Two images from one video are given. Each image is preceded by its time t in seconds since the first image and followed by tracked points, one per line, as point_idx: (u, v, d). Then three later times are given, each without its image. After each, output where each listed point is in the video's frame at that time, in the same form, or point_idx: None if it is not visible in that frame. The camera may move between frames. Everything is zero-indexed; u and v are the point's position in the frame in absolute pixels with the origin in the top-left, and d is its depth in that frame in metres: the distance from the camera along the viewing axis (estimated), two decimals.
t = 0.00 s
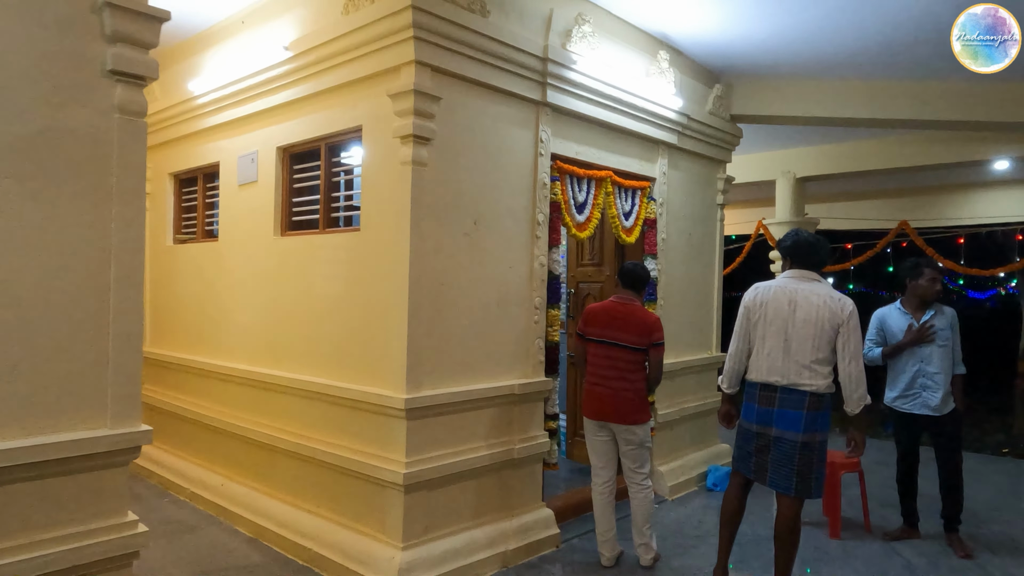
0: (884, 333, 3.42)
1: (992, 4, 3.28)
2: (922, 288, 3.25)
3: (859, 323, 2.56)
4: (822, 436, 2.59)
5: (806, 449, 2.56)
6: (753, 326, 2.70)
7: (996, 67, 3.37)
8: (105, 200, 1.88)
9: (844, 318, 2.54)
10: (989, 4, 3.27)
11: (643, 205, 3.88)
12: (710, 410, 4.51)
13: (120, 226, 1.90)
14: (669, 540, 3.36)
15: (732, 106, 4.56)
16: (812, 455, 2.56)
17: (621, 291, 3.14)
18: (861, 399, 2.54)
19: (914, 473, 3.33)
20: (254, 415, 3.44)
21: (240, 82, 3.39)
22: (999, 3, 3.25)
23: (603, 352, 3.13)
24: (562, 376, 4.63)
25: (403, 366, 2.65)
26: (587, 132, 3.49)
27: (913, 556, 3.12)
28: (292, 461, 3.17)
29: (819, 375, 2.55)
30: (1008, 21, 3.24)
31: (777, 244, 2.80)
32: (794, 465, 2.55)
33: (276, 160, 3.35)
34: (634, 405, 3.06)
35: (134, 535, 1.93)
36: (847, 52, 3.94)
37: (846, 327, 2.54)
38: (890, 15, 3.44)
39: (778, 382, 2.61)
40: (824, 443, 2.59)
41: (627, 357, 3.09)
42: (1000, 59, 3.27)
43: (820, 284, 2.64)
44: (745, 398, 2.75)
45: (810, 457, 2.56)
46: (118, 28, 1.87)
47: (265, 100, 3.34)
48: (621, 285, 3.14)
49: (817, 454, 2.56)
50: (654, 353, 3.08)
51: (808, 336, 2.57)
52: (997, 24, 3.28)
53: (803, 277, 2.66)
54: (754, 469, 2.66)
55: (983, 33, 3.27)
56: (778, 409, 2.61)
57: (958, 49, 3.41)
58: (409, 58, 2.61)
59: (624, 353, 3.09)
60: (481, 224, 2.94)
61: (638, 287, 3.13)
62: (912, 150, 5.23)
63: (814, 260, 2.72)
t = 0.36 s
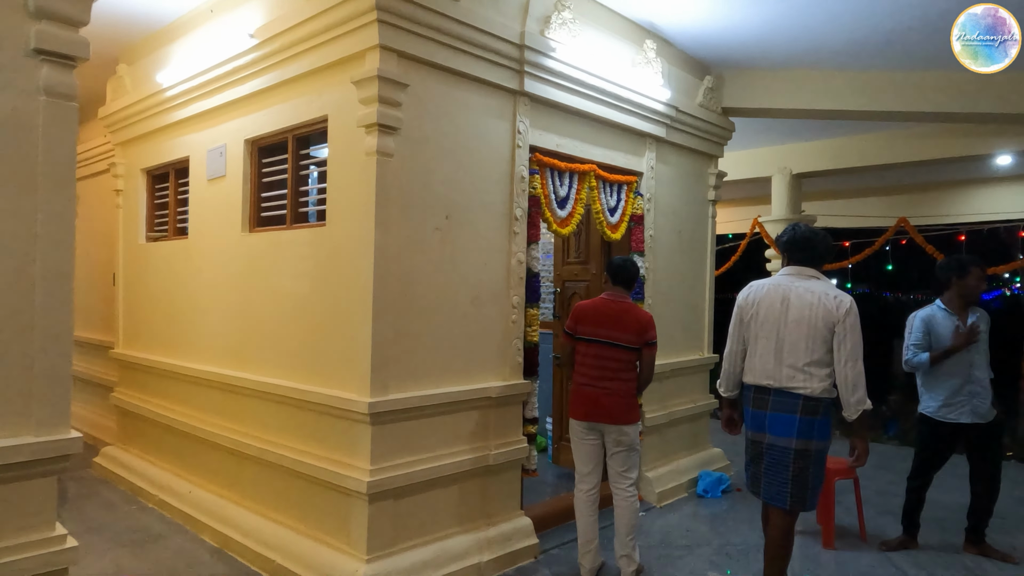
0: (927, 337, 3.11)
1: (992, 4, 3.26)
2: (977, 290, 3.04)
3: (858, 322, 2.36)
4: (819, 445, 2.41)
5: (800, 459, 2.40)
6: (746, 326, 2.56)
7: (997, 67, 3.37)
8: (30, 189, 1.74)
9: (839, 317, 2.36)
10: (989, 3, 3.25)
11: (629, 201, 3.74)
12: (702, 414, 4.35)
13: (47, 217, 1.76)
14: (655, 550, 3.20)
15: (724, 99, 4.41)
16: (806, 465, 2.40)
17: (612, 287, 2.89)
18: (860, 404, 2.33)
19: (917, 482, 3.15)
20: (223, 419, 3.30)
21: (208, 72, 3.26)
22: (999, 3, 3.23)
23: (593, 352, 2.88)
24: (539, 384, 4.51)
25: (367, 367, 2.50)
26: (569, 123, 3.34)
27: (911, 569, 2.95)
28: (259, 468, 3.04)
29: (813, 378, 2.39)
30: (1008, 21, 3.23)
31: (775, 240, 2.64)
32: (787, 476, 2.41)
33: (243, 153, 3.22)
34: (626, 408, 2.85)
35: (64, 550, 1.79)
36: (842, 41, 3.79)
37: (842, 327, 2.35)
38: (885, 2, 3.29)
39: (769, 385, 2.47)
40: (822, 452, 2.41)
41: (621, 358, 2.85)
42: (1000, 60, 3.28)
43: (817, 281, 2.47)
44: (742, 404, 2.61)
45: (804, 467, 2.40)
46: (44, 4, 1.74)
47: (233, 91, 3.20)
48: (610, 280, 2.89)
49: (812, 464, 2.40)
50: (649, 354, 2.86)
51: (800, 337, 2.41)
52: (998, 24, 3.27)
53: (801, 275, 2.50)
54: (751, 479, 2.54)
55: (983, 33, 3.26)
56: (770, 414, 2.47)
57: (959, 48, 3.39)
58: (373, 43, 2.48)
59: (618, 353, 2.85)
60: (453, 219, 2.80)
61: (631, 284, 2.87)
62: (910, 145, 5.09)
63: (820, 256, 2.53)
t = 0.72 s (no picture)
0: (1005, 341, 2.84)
1: (992, 4, 3.19)
2: None
3: (847, 319, 2.15)
4: (825, 461, 2.21)
5: (800, 472, 2.24)
6: (750, 337, 2.45)
7: (997, 67, 3.31)
8: None
9: (825, 316, 2.18)
10: (989, 3, 3.19)
11: (618, 198, 3.59)
12: (696, 420, 4.19)
13: None
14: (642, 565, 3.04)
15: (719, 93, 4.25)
16: (806, 478, 2.23)
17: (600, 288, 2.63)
18: (856, 409, 2.13)
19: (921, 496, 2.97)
20: (193, 426, 3.17)
21: (177, 64, 3.13)
22: (1000, 3, 3.16)
23: (581, 358, 2.63)
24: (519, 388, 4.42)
25: (332, 373, 2.36)
26: (553, 117, 3.20)
27: None
28: (227, 478, 2.90)
29: (811, 384, 2.22)
30: (1008, 21, 3.16)
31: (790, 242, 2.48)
32: (786, 488, 2.27)
33: (213, 148, 3.08)
34: (616, 416, 2.64)
35: None
36: (841, 32, 3.63)
37: (829, 326, 2.17)
38: None
39: (772, 395, 2.35)
40: (828, 467, 2.21)
41: (611, 364, 2.62)
42: (1000, 60, 3.22)
43: (810, 281, 2.31)
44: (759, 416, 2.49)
45: (803, 480, 2.23)
46: None
47: (201, 84, 3.07)
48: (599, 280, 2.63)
49: (812, 477, 2.22)
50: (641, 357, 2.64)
51: (790, 341, 2.27)
52: (997, 24, 3.19)
53: (798, 277, 2.35)
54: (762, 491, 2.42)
55: (983, 33, 3.21)
56: (773, 421, 2.34)
57: (958, 49, 3.35)
58: (337, 29, 2.33)
59: (609, 358, 2.62)
60: (427, 217, 2.66)
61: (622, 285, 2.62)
62: (912, 142, 4.94)
63: (831, 258, 2.34)
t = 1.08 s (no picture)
0: None
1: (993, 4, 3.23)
2: None
3: (827, 308, 2.03)
4: (830, 464, 2.08)
5: (812, 474, 2.13)
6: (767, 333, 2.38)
7: (997, 65, 3.47)
8: None
9: (807, 308, 2.07)
10: (989, 3, 3.22)
11: (598, 194, 3.45)
12: (683, 424, 4.03)
13: None
14: None
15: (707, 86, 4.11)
16: (820, 480, 2.12)
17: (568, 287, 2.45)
18: (829, 404, 2.00)
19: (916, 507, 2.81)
20: (153, 430, 3.04)
21: (137, 54, 3.02)
22: (1000, 3, 3.20)
23: (550, 360, 2.45)
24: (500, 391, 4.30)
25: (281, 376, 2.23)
26: (527, 108, 3.06)
27: None
28: (183, 485, 2.77)
29: (797, 380, 2.12)
30: (1008, 21, 3.23)
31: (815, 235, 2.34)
32: (804, 491, 2.18)
33: (173, 141, 2.96)
34: (589, 420, 2.46)
35: None
36: (832, 21, 3.48)
37: (809, 318, 2.06)
38: None
39: (777, 392, 2.25)
40: (834, 470, 2.08)
41: (584, 365, 2.43)
42: (1000, 59, 3.37)
43: (810, 273, 2.19)
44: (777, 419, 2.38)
45: (819, 482, 2.12)
46: None
47: (160, 74, 2.95)
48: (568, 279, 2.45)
49: (825, 479, 2.10)
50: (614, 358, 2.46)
51: (783, 336, 2.18)
52: (997, 23, 3.25)
53: (801, 268, 2.24)
54: (777, 495, 2.32)
55: (983, 33, 3.25)
56: (775, 423, 2.25)
57: (959, 48, 3.42)
58: (287, 12, 2.21)
59: (581, 359, 2.43)
60: (387, 211, 2.52)
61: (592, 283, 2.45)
62: (912, 136, 4.77)
63: (840, 252, 2.19)
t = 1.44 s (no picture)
0: None
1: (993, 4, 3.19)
2: None
3: (862, 326, 1.89)
4: (884, 489, 1.95)
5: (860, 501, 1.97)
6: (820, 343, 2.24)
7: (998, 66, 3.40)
8: None
9: (842, 322, 1.94)
10: (989, 3, 3.18)
11: (577, 193, 3.33)
12: (669, 432, 3.90)
13: None
14: None
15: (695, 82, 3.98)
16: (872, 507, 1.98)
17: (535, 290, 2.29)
18: (841, 428, 1.89)
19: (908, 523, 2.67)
20: (112, 439, 2.93)
21: (96, 50, 2.91)
22: (1000, 3, 3.16)
23: (516, 368, 2.30)
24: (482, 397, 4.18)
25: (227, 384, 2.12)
26: (498, 104, 2.94)
27: None
28: (139, 497, 2.66)
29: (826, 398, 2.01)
30: (1008, 20, 3.18)
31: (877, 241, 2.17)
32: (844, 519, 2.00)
33: (131, 139, 2.86)
34: (556, 431, 2.31)
35: None
36: (822, 13, 3.34)
37: (842, 335, 1.93)
38: None
39: (816, 410, 2.12)
40: (891, 496, 1.95)
41: (551, 374, 2.28)
42: (999, 59, 3.32)
43: (861, 285, 2.04)
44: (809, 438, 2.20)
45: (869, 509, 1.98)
46: None
47: (118, 70, 2.85)
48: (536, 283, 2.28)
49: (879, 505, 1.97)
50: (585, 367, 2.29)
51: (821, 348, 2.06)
52: (997, 23, 3.21)
53: (855, 276, 2.09)
54: (800, 520, 2.13)
55: (983, 33, 3.22)
56: (815, 441, 2.08)
57: (958, 49, 3.36)
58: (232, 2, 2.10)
59: (548, 368, 2.27)
60: (345, 211, 2.41)
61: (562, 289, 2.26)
62: (911, 132, 4.59)
63: (894, 261, 2.04)
